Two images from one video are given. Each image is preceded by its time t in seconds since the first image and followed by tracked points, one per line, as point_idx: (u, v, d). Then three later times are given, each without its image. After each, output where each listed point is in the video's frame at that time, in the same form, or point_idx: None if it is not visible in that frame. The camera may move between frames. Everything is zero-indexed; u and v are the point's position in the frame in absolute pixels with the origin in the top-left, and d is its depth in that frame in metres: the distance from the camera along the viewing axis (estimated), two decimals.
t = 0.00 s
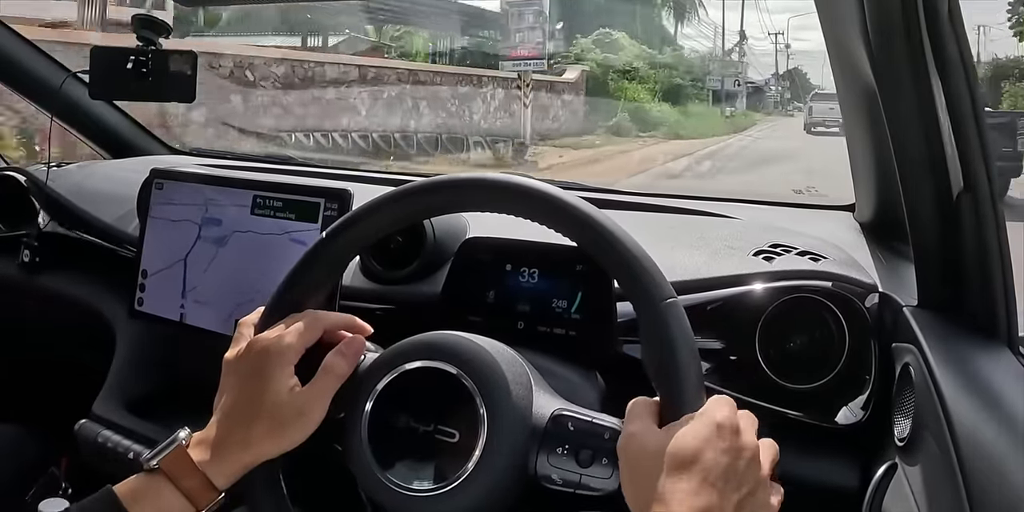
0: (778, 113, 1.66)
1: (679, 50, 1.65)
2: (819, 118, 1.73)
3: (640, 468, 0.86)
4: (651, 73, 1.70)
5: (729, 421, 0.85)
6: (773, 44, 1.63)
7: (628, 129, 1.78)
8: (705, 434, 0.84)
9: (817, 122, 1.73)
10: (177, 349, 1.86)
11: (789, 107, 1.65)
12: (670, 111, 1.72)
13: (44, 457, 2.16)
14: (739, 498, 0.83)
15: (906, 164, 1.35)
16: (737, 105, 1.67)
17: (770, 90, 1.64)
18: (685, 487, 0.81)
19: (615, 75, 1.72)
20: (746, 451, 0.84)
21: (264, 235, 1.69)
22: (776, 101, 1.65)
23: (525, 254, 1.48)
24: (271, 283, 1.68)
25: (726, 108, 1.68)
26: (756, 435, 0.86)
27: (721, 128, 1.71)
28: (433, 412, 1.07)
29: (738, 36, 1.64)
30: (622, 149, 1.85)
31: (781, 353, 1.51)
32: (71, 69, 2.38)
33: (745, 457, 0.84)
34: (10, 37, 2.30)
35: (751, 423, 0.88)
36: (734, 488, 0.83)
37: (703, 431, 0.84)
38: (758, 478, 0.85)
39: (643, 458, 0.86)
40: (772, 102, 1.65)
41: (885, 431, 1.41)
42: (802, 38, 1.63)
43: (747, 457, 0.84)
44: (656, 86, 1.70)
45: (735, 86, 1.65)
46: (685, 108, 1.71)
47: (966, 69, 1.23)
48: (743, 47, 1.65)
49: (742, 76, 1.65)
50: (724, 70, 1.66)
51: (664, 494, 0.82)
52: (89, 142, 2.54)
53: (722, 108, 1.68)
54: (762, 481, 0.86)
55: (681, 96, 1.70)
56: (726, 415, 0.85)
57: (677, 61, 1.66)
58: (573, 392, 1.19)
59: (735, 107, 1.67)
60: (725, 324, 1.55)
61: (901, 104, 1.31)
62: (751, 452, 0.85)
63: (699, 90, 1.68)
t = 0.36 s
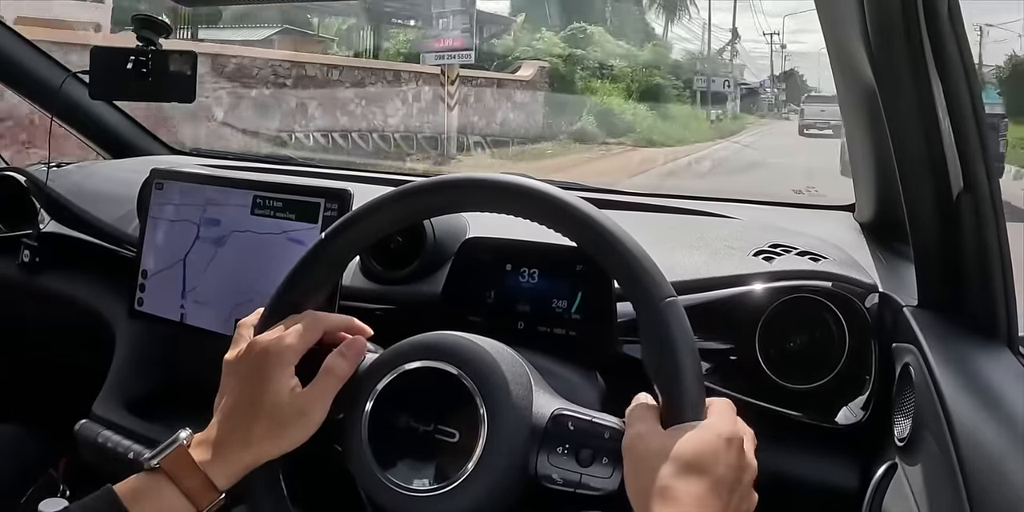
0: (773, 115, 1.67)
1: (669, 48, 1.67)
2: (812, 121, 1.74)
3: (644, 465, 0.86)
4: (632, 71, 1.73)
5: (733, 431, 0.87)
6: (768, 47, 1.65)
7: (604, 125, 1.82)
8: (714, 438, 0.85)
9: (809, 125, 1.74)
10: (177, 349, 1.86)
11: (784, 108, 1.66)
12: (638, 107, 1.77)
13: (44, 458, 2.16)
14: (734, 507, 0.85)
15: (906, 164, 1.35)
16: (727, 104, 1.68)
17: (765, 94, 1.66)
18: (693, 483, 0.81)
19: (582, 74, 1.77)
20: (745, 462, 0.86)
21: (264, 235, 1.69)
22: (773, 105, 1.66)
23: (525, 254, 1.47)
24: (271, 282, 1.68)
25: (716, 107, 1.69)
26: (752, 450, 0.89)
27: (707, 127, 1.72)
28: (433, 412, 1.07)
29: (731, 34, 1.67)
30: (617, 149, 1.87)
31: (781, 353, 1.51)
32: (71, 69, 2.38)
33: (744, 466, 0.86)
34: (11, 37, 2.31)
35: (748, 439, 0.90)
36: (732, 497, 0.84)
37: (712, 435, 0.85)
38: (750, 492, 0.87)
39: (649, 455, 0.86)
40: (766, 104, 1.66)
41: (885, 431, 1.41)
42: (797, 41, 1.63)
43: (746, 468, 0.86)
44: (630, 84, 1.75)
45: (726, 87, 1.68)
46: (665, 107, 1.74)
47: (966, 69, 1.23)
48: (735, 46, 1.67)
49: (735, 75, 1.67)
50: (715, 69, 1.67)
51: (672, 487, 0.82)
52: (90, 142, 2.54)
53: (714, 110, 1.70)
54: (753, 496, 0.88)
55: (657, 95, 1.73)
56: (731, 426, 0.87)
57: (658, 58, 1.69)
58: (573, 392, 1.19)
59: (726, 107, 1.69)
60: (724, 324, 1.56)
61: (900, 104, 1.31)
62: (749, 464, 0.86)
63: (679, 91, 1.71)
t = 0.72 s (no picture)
0: (770, 113, 1.66)
1: (657, 44, 1.67)
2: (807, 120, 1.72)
3: (648, 450, 0.86)
4: (614, 66, 1.74)
5: (737, 412, 0.87)
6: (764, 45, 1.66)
7: (561, 126, 1.86)
8: (720, 422, 0.85)
9: (807, 125, 1.72)
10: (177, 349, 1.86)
11: (779, 108, 1.65)
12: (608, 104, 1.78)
13: (44, 458, 2.15)
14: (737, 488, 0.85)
15: (906, 163, 1.35)
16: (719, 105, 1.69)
17: (762, 96, 1.65)
18: (700, 469, 0.82)
19: (541, 68, 1.82)
20: (748, 442, 0.86)
21: (263, 234, 1.69)
22: (769, 106, 1.66)
23: (525, 254, 1.47)
24: (270, 282, 1.68)
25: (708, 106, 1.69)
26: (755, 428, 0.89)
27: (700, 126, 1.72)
28: (433, 412, 1.07)
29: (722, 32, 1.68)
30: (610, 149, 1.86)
31: (781, 352, 1.51)
32: (71, 69, 2.39)
33: (747, 447, 0.86)
34: (12, 38, 2.30)
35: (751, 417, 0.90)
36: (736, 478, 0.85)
37: (717, 418, 0.85)
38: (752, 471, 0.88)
39: (653, 440, 0.86)
40: (761, 104, 1.66)
41: (885, 431, 1.41)
42: (794, 41, 1.62)
43: (748, 448, 0.86)
44: (617, 84, 1.75)
45: (716, 86, 1.68)
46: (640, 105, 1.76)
47: (966, 69, 1.23)
48: (729, 44, 1.67)
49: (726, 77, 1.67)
50: (705, 65, 1.67)
51: (679, 472, 0.82)
52: (90, 143, 2.54)
53: (702, 109, 1.70)
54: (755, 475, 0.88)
55: (629, 92, 1.75)
56: (735, 407, 0.87)
57: (645, 55, 1.70)
58: (573, 391, 1.19)
59: (720, 106, 1.69)
60: (723, 324, 1.55)
61: (900, 103, 1.31)
62: (752, 444, 0.87)
63: (658, 90, 1.72)
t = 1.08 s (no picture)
0: (769, 109, 1.67)
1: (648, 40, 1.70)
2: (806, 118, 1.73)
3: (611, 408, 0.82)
4: (605, 62, 1.77)
5: (691, 349, 0.80)
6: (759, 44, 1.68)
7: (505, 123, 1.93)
8: (668, 365, 0.79)
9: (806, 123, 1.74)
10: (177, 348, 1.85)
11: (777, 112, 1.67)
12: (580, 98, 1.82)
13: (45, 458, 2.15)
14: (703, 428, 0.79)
15: (906, 162, 1.35)
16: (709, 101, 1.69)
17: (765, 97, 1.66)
18: (650, 420, 0.77)
19: (486, 62, 1.88)
20: (707, 379, 0.80)
21: (263, 234, 1.69)
22: (768, 105, 1.67)
23: (525, 253, 1.47)
24: (271, 283, 1.69)
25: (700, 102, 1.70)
26: (720, 360, 0.82)
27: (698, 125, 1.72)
28: (433, 412, 1.08)
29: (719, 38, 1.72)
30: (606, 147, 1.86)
31: (781, 352, 1.51)
32: (71, 69, 2.41)
33: (706, 385, 0.80)
34: (12, 37, 2.34)
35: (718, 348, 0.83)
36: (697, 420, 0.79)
37: (666, 360, 0.79)
38: (722, 405, 0.81)
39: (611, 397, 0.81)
40: (760, 105, 1.67)
41: (885, 431, 1.41)
42: (793, 40, 1.63)
43: (709, 385, 0.80)
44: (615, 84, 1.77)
45: (703, 82, 1.69)
46: (615, 103, 1.78)
47: (965, 69, 1.24)
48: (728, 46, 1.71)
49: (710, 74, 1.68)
50: (698, 63, 1.69)
51: (629, 428, 0.77)
52: (89, 142, 2.53)
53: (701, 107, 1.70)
54: (727, 409, 0.82)
55: (596, 88, 1.79)
56: (689, 341, 0.80)
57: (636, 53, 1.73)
58: (573, 391, 1.20)
59: (721, 104, 1.69)
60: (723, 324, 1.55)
61: (900, 102, 1.31)
62: (713, 378, 0.80)
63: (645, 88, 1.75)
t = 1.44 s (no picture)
0: (768, 109, 1.67)
1: (635, 39, 1.71)
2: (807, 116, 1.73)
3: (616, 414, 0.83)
4: (595, 60, 1.77)
5: (688, 352, 0.80)
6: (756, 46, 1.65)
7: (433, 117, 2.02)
8: (664, 371, 0.79)
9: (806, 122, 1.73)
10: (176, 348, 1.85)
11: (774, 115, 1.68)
12: (537, 94, 1.86)
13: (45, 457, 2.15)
14: (705, 429, 0.79)
15: (906, 162, 1.35)
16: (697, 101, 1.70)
17: (761, 98, 1.66)
18: (649, 427, 0.78)
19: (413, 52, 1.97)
20: (706, 380, 0.80)
21: (264, 234, 1.69)
22: (765, 106, 1.67)
23: (525, 254, 1.47)
24: (271, 282, 1.68)
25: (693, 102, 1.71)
26: (719, 360, 0.81)
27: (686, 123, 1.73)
28: (433, 412, 1.07)
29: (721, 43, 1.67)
30: (602, 148, 1.87)
31: (781, 352, 1.51)
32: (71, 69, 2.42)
33: (705, 386, 0.80)
34: (12, 37, 2.36)
35: (717, 348, 0.83)
36: (698, 422, 0.79)
37: (663, 365, 0.79)
38: (725, 404, 0.81)
39: (614, 404, 0.82)
40: (757, 107, 1.67)
41: (885, 431, 1.41)
42: (794, 41, 1.64)
43: (709, 386, 0.80)
44: (610, 82, 1.77)
45: (688, 80, 1.70)
46: (611, 103, 1.79)
47: (966, 68, 1.23)
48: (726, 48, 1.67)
49: (703, 74, 1.69)
50: (687, 60, 1.68)
51: (630, 435, 0.78)
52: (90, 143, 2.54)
53: (704, 105, 1.70)
54: (731, 408, 0.81)
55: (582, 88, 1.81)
56: (686, 344, 0.80)
57: (626, 53, 1.73)
58: (573, 391, 1.20)
59: (716, 106, 1.70)
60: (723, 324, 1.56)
61: (900, 101, 1.31)
62: (713, 379, 0.80)
63: (639, 87, 1.75)
